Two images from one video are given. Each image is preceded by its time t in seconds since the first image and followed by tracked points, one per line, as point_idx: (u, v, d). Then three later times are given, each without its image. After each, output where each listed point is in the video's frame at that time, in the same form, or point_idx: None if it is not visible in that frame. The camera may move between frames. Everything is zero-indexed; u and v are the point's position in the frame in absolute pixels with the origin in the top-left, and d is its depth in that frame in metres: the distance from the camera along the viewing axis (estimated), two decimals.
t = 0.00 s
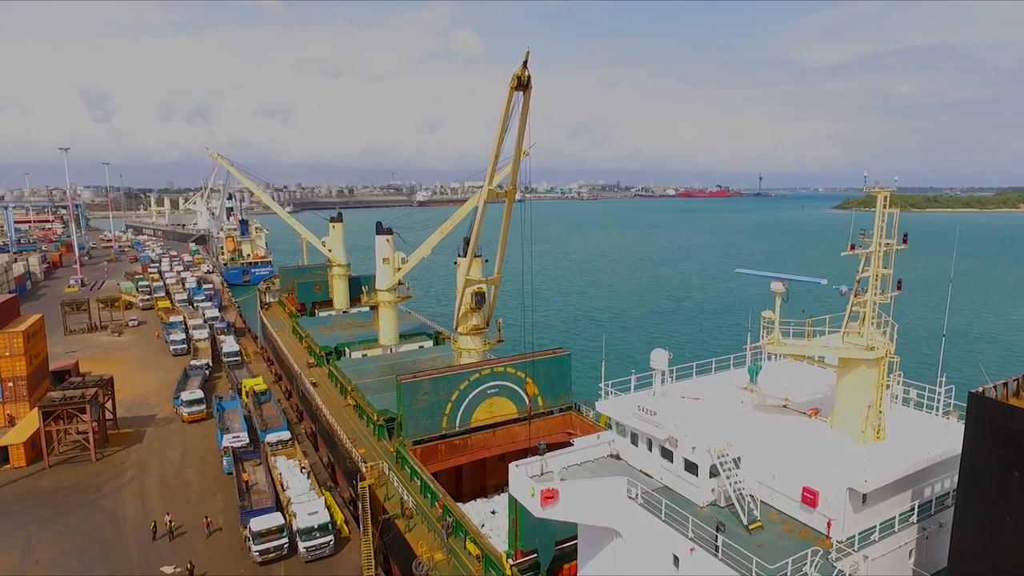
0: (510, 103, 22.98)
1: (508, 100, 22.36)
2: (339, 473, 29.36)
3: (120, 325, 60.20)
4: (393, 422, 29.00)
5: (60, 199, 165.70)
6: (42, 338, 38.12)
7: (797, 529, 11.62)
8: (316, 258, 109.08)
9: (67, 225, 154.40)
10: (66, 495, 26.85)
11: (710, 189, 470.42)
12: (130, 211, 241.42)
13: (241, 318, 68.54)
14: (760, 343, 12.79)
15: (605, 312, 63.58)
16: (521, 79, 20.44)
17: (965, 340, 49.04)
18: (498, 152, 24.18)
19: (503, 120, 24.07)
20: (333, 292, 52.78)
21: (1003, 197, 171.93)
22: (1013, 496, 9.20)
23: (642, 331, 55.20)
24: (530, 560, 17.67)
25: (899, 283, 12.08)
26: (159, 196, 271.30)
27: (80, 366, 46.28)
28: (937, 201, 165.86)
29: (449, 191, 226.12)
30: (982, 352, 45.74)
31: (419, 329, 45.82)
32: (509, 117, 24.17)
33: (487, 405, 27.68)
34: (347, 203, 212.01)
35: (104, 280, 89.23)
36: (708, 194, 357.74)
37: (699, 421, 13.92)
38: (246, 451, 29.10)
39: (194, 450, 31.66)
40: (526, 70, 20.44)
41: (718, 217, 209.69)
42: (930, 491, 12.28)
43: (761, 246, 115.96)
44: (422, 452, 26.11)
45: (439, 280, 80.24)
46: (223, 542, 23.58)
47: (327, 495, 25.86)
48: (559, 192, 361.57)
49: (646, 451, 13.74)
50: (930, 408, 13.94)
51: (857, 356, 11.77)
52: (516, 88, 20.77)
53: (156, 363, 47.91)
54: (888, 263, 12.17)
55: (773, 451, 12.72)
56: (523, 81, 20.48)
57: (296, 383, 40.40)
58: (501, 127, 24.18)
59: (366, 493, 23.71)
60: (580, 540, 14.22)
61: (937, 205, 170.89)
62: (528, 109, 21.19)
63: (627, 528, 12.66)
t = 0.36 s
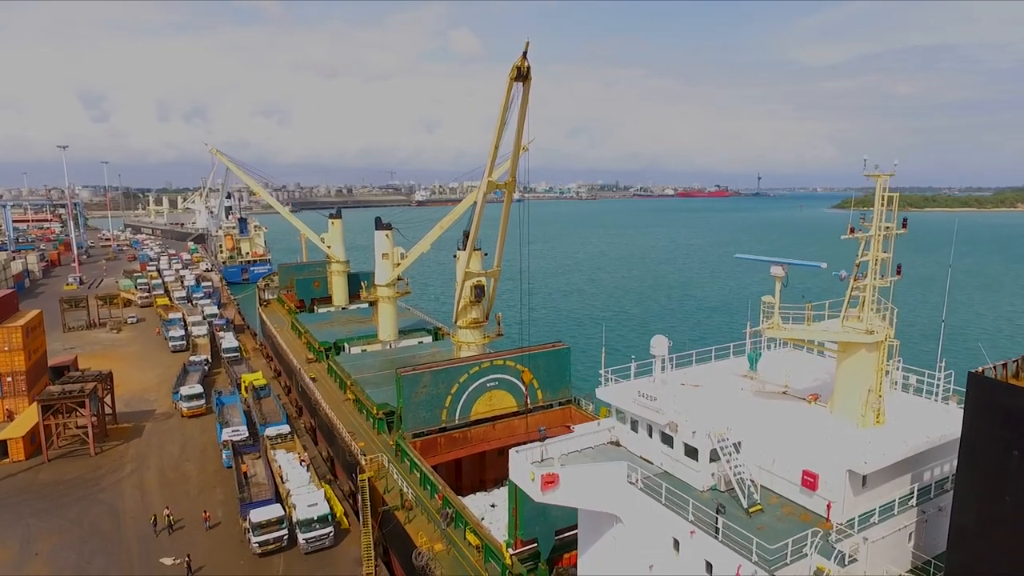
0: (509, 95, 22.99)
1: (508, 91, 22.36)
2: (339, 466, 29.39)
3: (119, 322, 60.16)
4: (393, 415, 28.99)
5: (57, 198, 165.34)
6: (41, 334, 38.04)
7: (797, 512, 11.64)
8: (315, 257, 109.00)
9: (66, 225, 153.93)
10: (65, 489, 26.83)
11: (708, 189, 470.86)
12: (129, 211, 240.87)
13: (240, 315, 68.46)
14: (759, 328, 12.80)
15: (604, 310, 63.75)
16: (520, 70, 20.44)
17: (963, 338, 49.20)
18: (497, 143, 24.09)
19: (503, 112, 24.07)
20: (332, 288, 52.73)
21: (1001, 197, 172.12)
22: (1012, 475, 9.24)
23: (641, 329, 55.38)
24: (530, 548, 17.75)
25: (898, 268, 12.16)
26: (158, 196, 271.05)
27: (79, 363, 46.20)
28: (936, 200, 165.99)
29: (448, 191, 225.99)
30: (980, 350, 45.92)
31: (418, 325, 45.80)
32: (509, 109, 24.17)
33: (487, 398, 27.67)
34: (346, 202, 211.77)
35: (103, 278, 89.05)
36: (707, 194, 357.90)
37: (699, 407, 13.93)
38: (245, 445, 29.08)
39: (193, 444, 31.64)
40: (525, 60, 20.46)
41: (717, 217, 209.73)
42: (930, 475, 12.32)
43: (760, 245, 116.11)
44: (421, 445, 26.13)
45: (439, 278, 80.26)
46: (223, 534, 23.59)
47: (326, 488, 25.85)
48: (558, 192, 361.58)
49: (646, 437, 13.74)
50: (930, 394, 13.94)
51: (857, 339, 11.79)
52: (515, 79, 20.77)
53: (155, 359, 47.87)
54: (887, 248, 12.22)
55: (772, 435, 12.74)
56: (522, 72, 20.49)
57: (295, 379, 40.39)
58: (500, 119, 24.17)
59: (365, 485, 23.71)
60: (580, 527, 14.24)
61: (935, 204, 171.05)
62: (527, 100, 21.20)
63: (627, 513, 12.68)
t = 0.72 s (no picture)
0: (504, 87, 23.00)
1: (502, 83, 22.38)
2: (334, 460, 29.39)
3: (112, 319, 59.87)
4: (388, 409, 28.97)
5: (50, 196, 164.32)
6: (34, 329, 37.86)
7: (792, 494, 11.71)
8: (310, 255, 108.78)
9: (59, 224, 153.04)
10: (60, 482, 26.74)
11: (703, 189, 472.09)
12: (123, 210, 239.66)
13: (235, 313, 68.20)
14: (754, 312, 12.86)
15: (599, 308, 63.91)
16: (515, 61, 20.47)
17: (955, 335, 49.59)
18: (492, 135, 24.07)
19: (497, 104, 24.07)
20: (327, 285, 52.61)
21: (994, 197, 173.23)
22: (1004, 453, 9.33)
23: (636, 326, 55.65)
24: (526, 537, 17.82)
25: (891, 252, 12.29)
26: (152, 195, 269.99)
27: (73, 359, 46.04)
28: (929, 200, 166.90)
29: (444, 191, 225.79)
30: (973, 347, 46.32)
31: (414, 320, 45.78)
32: (504, 102, 24.16)
33: (483, 391, 27.66)
34: (342, 201, 211.34)
35: (97, 276, 88.65)
36: (702, 194, 358.83)
37: (694, 392, 14.00)
38: (241, 438, 29.02)
39: (188, 439, 31.58)
40: (520, 52, 20.48)
41: (712, 216, 210.05)
42: (922, 458, 12.40)
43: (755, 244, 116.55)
44: (417, 438, 26.12)
45: (434, 276, 80.24)
46: (218, 526, 23.55)
47: (322, 481, 25.80)
48: (554, 192, 361.81)
49: (642, 423, 13.79)
50: (922, 377, 14.01)
51: (850, 323, 11.88)
52: (510, 71, 20.78)
53: (150, 355, 47.73)
54: (881, 232, 12.33)
55: (766, 418, 12.82)
56: (517, 63, 20.51)
57: (290, 374, 40.36)
58: (495, 112, 24.18)
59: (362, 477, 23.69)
60: (575, 512, 14.30)
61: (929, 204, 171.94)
62: (522, 91, 21.22)
63: (623, 497, 12.74)
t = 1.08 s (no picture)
0: (499, 80, 23.02)
1: (497, 75, 22.40)
2: (331, 454, 29.40)
3: (109, 316, 59.73)
4: (385, 403, 28.98)
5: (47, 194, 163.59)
6: (30, 324, 37.77)
7: (787, 480, 11.76)
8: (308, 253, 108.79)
9: (56, 223, 152.47)
10: (56, 477, 26.69)
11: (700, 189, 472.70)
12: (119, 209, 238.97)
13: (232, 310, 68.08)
14: (749, 299, 12.91)
15: (597, 306, 64.03)
16: (510, 53, 20.49)
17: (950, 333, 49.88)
18: (487, 127, 24.04)
19: (492, 97, 24.06)
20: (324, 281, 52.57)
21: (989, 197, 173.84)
22: (997, 434, 9.40)
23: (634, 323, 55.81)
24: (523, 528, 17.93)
25: (887, 239, 12.37)
26: (149, 194, 269.42)
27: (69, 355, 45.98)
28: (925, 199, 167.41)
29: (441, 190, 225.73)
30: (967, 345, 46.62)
31: (411, 317, 45.81)
32: (498, 95, 24.16)
33: (479, 385, 27.68)
34: (339, 201, 211.19)
35: (93, 274, 88.44)
36: (700, 194, 359.36)
37: (690, 380, 14.04)
38: (238, 432, 29.01)
39: (185, 433, 31.56)
40: (515, 44, 20.50)
41: (708, 215, 210.15)
42: (917, 444, 12.46)
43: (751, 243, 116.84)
44: (414, 431, 26.13)
45: (432, 274, 80.28)
46: (214, 519, 23.53)
47: (319, 474, 25.77)
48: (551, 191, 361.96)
49: (638, 410, 13.83)
50: (917, 364, 14.05)
51: (844, 308, 11.95)
52: (505, 62, 20.79)
53: (146, 352, 47.68)
54: (875, 219, 12.39)
55: (761, 405, 12.86)
56: (512, 55, 20.54)
57: (287, 370, 40.36)
58: (490, 105, 24.20)
59: (358, 470, 23.69)
60: (571, 500, 14.35)
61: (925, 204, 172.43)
62: (517, 83, 21.25)
63: (619, 484, 12.76)
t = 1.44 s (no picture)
0: (496, 72, 23.00)
1: (494, 67, 22.39)
2: (330, 448, 29.41)
3: (109, 313, 59.74)
4: (385, 398, 28.94)
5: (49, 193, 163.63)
6: (30, 320, 37.76)
7: (787, 466, 11.72)
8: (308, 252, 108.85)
9: (57, 222, 152.54)
10: (55, 470, 26.68)
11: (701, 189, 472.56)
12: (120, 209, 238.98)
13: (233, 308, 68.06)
14: (749, 285, 12.87)
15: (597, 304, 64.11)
16: (507, 44, 20.48)
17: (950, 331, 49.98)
18: (485, 120, 24.04)
19: (490, 90, 24.05)
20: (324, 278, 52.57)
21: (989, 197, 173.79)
22: (997, 417, 9.36)
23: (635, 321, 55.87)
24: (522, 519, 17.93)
25: (886, 225, 12.30)
26: (150, 194, 269.41)
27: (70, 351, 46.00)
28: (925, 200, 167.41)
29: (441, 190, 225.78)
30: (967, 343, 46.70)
31: (411, 313, 45.80)
32: (496, 89, 24.15)
33: (479, 378, 27.62)
34: (339, 200, 211.20)
35: (94, 272, 88.47)
36: (700, 194, 359.29)
37: (690, 368, 13.99)
38: (238, 426, 28.99)
39: (185, 428, 31.55)
40: (512, 35, 20.50)
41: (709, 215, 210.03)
42: (917, 431, 12.40)
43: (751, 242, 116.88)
44: (414, 425, 26.10)
45: (432, 272, 80.32)
46: (213, 512, 23.49)
47: (319, 468, 25.76)
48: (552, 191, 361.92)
49: (637, 399, 13.79)
50: (917, 352, 13.99)
51: (843, 294, 11.92)
52: (502, 54, 20.79)
53: (146, 348, 47.67)
54: (874, 204, 12.35)
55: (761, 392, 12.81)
56: (509, 46, 20.53)
57: (287, 365, 40.38)
58: (487, 98, 24.22)
59: (358, 463, 23.68)
60: (570, 489, 14.31)
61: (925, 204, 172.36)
62: (515, 75, 21.25)
63: (618, 471, 12.73)
